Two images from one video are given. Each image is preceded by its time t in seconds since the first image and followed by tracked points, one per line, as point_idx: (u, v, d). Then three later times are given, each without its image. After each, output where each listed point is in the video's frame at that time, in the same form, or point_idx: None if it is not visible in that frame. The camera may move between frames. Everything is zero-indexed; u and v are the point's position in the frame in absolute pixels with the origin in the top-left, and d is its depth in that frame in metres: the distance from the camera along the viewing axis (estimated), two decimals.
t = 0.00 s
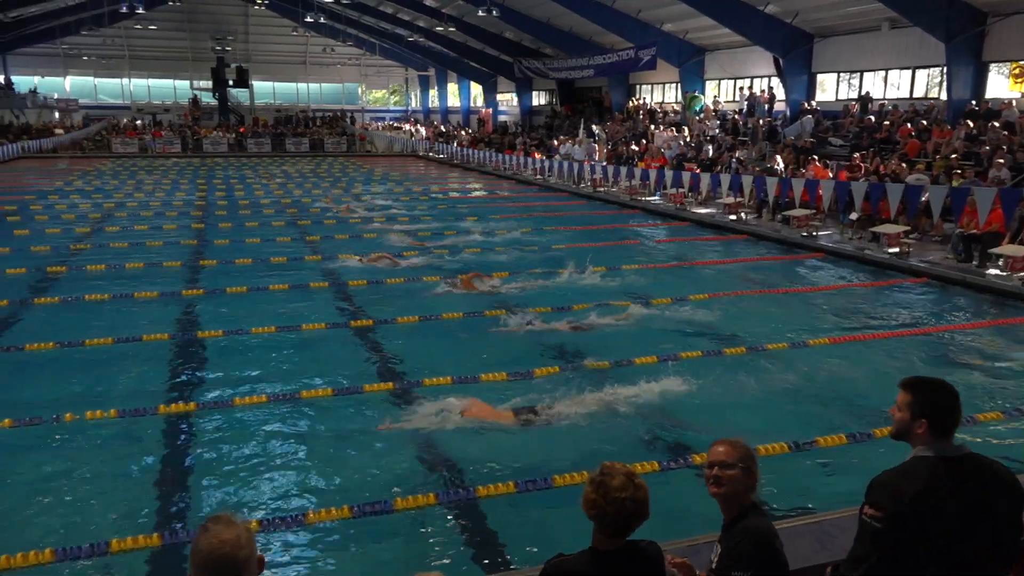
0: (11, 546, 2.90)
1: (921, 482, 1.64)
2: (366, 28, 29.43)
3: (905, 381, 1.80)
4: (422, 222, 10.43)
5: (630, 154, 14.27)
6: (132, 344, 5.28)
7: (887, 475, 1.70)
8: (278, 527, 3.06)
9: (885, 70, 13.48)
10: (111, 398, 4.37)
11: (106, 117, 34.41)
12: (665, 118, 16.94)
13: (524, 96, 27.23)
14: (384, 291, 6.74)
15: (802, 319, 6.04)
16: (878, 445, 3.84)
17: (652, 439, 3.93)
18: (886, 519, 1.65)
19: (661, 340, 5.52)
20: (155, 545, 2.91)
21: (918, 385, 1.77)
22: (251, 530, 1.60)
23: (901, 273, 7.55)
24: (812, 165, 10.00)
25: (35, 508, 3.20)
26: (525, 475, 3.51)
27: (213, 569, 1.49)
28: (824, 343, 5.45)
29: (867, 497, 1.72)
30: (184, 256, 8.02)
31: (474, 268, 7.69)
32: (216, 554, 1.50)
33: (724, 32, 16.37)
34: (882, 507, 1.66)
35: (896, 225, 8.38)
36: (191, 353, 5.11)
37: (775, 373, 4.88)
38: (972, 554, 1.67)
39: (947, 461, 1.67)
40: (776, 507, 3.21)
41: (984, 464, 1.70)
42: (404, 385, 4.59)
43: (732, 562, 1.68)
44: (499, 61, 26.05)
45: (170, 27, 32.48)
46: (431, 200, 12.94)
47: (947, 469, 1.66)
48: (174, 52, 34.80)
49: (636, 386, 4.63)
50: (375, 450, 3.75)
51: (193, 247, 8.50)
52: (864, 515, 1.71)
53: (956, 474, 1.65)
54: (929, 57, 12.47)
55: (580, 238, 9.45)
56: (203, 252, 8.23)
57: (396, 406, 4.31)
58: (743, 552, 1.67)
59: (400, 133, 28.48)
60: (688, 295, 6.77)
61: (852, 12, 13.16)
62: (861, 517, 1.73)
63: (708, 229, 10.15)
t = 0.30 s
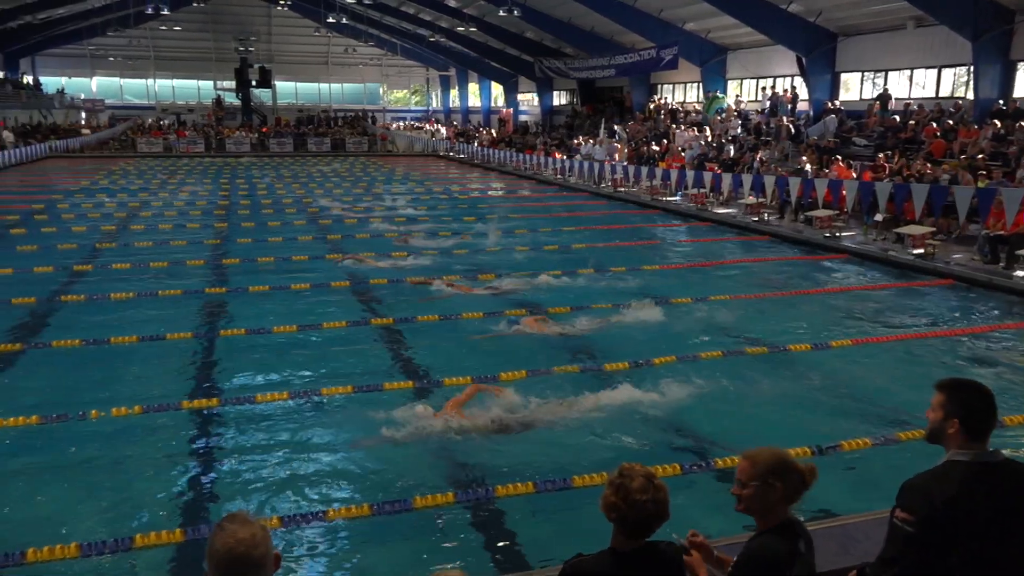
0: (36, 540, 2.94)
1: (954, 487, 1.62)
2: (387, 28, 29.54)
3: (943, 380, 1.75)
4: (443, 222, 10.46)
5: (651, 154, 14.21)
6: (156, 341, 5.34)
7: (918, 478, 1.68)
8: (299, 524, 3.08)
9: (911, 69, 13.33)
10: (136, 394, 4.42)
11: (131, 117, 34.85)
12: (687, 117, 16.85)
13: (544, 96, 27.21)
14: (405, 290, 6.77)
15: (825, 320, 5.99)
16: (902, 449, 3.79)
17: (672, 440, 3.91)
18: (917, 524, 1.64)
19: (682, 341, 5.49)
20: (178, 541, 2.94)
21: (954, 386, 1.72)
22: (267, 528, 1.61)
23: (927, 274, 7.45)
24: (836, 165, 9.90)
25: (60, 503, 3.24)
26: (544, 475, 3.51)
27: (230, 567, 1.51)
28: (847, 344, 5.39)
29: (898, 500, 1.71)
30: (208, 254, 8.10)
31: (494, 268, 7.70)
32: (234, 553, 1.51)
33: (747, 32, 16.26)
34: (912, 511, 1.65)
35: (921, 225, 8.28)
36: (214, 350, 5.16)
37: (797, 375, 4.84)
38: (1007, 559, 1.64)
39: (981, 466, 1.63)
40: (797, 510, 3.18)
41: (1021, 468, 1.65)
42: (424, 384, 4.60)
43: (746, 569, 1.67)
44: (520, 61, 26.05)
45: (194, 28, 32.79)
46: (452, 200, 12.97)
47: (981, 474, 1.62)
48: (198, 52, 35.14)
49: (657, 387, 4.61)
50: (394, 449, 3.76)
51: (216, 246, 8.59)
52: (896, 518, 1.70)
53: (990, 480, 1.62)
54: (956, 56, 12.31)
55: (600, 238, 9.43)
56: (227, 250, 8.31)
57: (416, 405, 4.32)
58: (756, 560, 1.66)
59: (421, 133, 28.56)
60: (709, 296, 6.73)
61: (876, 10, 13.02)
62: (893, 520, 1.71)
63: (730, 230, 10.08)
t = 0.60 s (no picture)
0: (66, 533, 3.00)
1: (988, 495, 1.59)
2: (412, 28, 29.66)
3: (974, 385, 1.72)
4: (467, 221, 10.48)
5: (676, 154, 14.13)
6: (184, 339, 5.41)
7: (951, 486, 1.65)
8: (322, 521, 3.10)
9: (942, 68, 13.12)
10: (164, 391, 4.48)
11: (160, 117, 35.36)
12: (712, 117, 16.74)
13: (569, 95, 27.17)
14: (429, 289, 6.79)
15: (852, 321, 5.92)
16: (930, 453, 3.73)
17: (696, 441, 3.88)
18: (952, 534, 1.61)
19: (706, 342, 5.46)
20: (203, 537, 2.97)
21: (986, 390, 1.69)
22: (291, 525, 1.62)
23: (956, 276, 7.33)
24: (864, 165, 9.78)
25: (92, 496, 3.30)
26: (567, 476, 3.50)
27: (256, 564, 1.52)
28: (874, 346, 5.33)
29: (931, 510, 1.68)
30: (234, 253, 8.19)
31: (518, 267, 7.71)
32: (259, 549, 1.53)
33: (774, 31, 16.11)
34: (946, 521, 1.62)
35: (951, 227, 8.14)
36: (241, 348, 5.21)
37: (823, 377, 4.79)
38: None
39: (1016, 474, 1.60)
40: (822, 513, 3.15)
41: None
42: (447, 383, 4.61)
43: None
44: (545, 61, 26.03)
45: (222, 29, 33.14)
46: (475, 199, 12.99)
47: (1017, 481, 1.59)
48: (226, 53, 35.51)
49: (681, 388, 4.58)
50: (416, 447, 3.78)
51: (243, 244, 8.68)
52: (929, 528, 1.67)
53: None
54: (988, 54, 12.09)
55: (624, 238, 9.40)
56: (253, 249, 8.40)
57: (441, 403, 4.34)
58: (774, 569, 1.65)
59: (445, 133, 28.65)
60: (733, 296, 6.68)
61: (907, 8, 12.83)
62: (928, 530, 1.68)
63: (755, 230, 10.00)
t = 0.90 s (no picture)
0: (97, 526, 3.05)
1: None
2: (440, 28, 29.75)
3: (1012, 389, 1.67)
4: (494, 221, 10.51)
5: (704, 154, 14.02)
6: (213, 336, 5.48)
7: (987, 496, 1.62)
8: (349, 519, 3.12)
9: (977, 66, 12.86)
10: (193, 387, 4.54)
11: (191, 117, 35.88)
12: (740, 116, 16.59)
13: (596, 95, 27.09)
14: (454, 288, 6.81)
15: (881, 323, 5.84)
16: (964, 458, 3.66)
17: (722, 443, 3.85)
18: (989, 545, 1.58)
19: (733, 343, 5.41)
20: (232, 532, 3.01)
21: None
22: (316, 522, 1.63)
23: (990, 278, 7.19)
24: (896, 165, 9.63)
25: (124, 490, 3.36)
26: (593, 477, 3.48)
27: (282, 560, 1.54)
28: (904, 349, 5.24)
29: (965, 519, 1.65)
30: (263, 251, 8.28)
31: (543, 267, 7.71)
32: (284, 546, 1.54)
33: (805, 29, 15.93)
34: (982, 532, 1.59)
35: (986, 228, 7.98)
36: (269, 345, 5.27)
37: (851, 379, 4.73)
38: None
39: None
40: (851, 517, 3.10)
41: None
42: (472, 382, 4.63)
43: None
44: (572, 60, 25.98)
45: (253, 30, 33.48)
46: (502, 199, 12.99)
47: None
48: (256, 53, 35.89)
49: (707, 389, 4.56)
50: (440, 446, 3.79)
51: (271, 243, 8.77)
52: (964, 538, 1.64)
53: None
54: None
55: (651, 238, 9.35)
56: (282, 248, 8.48)
57: (464, 401, 4.36)
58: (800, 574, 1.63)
59: (472, 133, 28.73)
60: (760, 297, 6.61)
61: (942, 5, 12.61)
62: (962, 540, 1.66)
63: (784, 231, 9.90)
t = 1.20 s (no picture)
0: (137, 518, 3.12)
1: None
2: (477, 28, 29.82)
3: None
4: (528, 220, 10.51)
5: (741, 152, 13.87)
6: (252, 331, 5.57)
7: None
8: (381, 516, 3.14)
9: None
10: (231, 382, 4.62)
11: (231, 116, 36.48)
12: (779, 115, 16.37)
13: (632, 94, 26.94)
14: (488, 287, 6.83)
15: (923, 326, 5.71)
16: (1008, 465, 3.56)
17: (757, 446, 3.81)
18: None
19: (769, 344, 5.35)
20: (268, 526, 3.05)
21: None
22: (350, 517, 1.65)
23: None
24: (938, 165, 9.42)
25: (164, 483, 3.43)
26: (625, 478, 3.46)
27: (317, 554, 1.56)
28: (946, 352, 5.12)
29: (1009, 529, 1.61)
30: (299, 249, 8.40)
31: (577, 266, 7.69)
32: (319, 539, 1.56)
33: (845, 26, 15.66)
34: None
35: None
36: (305, 342, 5.33)
37: (892, 382, 4.64)
38: None
39: None
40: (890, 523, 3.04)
41: None
42: (506, 380, 4.64)
43: None
44: (608, 59, 25.86)
45: (291, 31, 33.88)
46: (536, 198, 13.01)
47: None
48: (295, 53, 36.33)
49: (742, 391, 4.51)
50: (470, 444, 3.81)
51: (308, 240, 8.89)
52: (1008, 548, 1.60)
53: None
54: None
55: (686, 238, 9.28)
56: (318, 245, 8.59)
57: (497, 399, 4.38)
58: None
59: (507, 132, 28.79)
60: (797, 298, 6.52)
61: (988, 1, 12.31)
62: (1006, 551, 1.61)
63: (822, 231, 9.75)
